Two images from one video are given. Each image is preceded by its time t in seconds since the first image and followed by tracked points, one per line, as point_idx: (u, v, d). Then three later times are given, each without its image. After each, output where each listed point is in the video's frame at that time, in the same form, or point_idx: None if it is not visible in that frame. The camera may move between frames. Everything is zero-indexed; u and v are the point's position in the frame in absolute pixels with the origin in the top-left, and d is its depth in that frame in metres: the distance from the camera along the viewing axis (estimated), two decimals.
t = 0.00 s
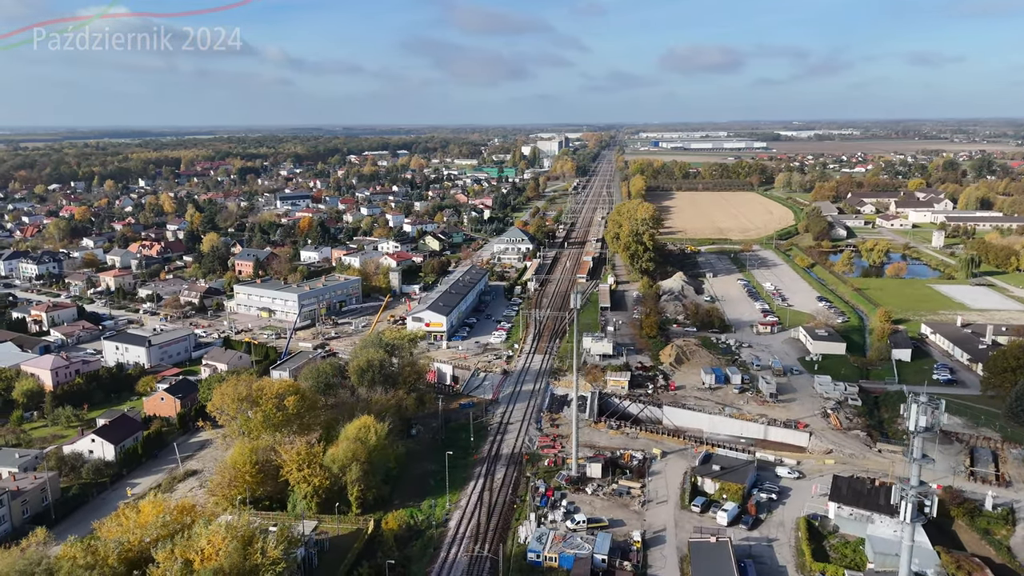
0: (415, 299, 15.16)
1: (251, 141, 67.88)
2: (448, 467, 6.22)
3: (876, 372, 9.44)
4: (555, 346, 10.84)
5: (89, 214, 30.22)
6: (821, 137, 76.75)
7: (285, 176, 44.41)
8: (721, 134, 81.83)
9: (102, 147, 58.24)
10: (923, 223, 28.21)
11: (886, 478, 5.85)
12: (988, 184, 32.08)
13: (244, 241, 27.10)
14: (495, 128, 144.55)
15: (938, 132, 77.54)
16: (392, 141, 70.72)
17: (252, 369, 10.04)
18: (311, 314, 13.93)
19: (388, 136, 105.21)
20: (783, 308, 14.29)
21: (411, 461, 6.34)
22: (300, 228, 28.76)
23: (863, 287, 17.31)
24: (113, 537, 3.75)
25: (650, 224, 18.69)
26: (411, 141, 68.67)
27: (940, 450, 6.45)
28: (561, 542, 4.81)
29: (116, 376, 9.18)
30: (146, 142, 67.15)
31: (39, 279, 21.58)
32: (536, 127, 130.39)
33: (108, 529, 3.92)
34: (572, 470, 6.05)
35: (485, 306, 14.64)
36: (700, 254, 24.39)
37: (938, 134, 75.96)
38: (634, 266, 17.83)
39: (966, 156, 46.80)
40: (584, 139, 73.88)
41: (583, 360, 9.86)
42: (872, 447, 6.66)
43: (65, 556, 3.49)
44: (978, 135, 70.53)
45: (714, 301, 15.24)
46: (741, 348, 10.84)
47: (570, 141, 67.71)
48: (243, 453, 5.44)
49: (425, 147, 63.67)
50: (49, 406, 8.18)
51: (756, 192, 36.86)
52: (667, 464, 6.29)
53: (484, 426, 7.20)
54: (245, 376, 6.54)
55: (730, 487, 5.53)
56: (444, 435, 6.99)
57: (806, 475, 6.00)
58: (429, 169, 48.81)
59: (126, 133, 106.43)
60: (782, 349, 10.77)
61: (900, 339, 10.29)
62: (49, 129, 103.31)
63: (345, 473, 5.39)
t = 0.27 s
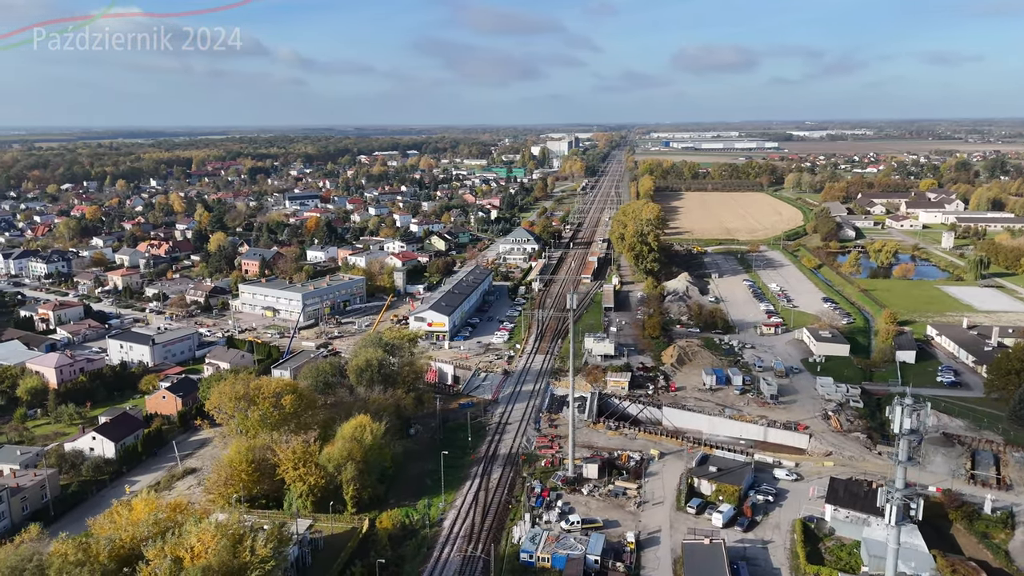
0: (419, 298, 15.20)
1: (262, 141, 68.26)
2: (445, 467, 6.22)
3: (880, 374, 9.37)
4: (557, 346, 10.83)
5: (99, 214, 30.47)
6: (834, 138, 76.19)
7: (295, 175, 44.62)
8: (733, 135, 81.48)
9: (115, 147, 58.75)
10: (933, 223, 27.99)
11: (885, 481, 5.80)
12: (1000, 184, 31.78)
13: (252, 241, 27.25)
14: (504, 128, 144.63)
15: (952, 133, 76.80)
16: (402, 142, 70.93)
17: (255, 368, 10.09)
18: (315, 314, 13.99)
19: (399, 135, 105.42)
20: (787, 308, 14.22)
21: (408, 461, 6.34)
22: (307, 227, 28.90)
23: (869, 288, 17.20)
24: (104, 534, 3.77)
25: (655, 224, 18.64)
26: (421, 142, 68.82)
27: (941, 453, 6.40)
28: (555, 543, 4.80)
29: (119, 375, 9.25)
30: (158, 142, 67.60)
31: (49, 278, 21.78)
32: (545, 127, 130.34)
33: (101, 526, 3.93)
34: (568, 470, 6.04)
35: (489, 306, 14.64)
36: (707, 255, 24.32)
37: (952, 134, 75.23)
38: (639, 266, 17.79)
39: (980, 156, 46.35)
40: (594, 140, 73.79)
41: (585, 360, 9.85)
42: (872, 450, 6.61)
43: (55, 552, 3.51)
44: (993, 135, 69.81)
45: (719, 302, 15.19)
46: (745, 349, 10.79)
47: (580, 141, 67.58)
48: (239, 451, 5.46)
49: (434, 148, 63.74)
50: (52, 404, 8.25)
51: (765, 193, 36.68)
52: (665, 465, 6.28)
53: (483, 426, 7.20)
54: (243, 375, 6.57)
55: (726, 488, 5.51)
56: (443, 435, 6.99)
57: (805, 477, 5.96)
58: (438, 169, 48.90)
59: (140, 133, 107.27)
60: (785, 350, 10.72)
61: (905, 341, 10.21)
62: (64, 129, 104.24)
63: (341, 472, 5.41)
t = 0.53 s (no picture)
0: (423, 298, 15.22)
1: (272, 140, 68.62)
2: (442, 466, 6.22)
3: (883, 375, 9.30)
4: (559, 346, 10.82)
5: (109, 213, 30.72)
6: (847, 137, 75.59)
7: (304, 175, 44.80)
8: (743, 134, 81.08)
9: (127, 147, 59.24)
10: (943, 224, 27.76)
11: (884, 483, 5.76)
12: (1012, 185, 31.47)
13: (259, 240, 27.39)
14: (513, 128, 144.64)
15: (967, 133, 76.01)
16: (412, 142, 71.07)
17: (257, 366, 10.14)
18: (319, 313, 14.04)
19: (409, 135, 105.56)
20: (792, 309, 14.14)
21: (405, 461, 6.35)
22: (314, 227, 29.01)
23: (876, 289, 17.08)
24: (96, 531, 3.80)
25: (660, 224, 18.58)
26: (431, 141, 68.93)
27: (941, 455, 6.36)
28: (548, 543, 4.80)
29: (122, 373, 9.32)
30: (170, 142, 68.02)
31: (57, 277, 21.97)
32: (554, 127, 130.20)
33: (96, 522, 3.97)
34: (564, 471, 6.04)
35: (492, 306, 14.64)
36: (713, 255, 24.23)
37: (967, 134, 74.49)
38: (644, 266, 17.74)
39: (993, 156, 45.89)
40: (604, 139, 73.62)
41: (586, 361, 9.84)
42: (872, 451, 6.57)
43: (46, 549, 3.53)
44: (1008, 135, 69.12)
45: (723, 302, 15.13)
46: (747, 350, 10.74)
47: (590, 140, 67.41)
48: (236, 449, 5.48)
49: (443, 147, 63.77)
50: (56, 401, 8.33)
51: (774, 193, 36.49)
52: (662, 466, 6.26)
53: (481, 426, 7.20)
54: (241, 374, 6.59)
55: (722, 490, 5.48)
56: (441, 435, 7.00)
57: (802, 479, 5.93)
58: (447, 169, 48.93)
59: (152, 133, 108.06)
60: (788, 351, 10.66)
61: (909, 342, 10.13)
62: (78, 130, 105.13)
63: (336, 471, 5.43)
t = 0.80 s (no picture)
0: (427, 297, 15.26)
1: (283, 140, 68.95)
2: (439, 465, 6.23)
3: (887, 376, 9.21)
4: (561, 347, 10.81)
5: (119, 213, 30.97)
6: (861, 137, 74.97)
7: (314, 175, 44.99)
8: (755, 134, 80.66)
9: (140, 147, 59.71)
10: (954, 224, 27.53)
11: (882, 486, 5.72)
12: None
13: (266, 240, 27.54)
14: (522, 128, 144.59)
15: (983, 133, 75.20)
16: (421, 142, 71.22)
17: (259, 365, 10.18)
18: (323, 312, 14.09)
19: (419, 135, 105.73)
20: (797, 310, 14.05)
21: (402, 459, 6.37)
22: (321, 227, 29.12)
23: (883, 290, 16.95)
24: (89, 527, 3.82)
25: (666, 224, 18.52)
26: (441, 142, 69.03)
27: (942, 457, 6.29)
28: (541, 543, 4.79)
29: (126, 371, 9.39)
30: (183, 141, 68.49)
31: (66, 276, 22.18)
32: (563, 126, 130.02)
33: (88, 519, 3.98)
34: (561, 471, 6.02)
35: (496, 306, 14.64)
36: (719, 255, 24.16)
37: (982, 134, 73.74)
38: (649, 267, 17.70)
39: (1008, 156, 45.42)
40: (614, 139, 73.48)
41: (587, 360, 9.84)
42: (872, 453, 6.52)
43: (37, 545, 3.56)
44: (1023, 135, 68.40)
45: (727, 303, 15.07)
46: (750, 350, 10.69)
47: (600, 140, 67.26)
48: (233, 448, 5.50)
49: (453, 147, 63.81)
50: (59, 398, 8.41)
51: (783, 193, 36.30)
52: (659, 466, 6.23)
53: (479, 426, 7.20)
54: (240, 372, 6.61)
55: (718, 491, 5.45)
56: (440, 434, 7.01)
57: (800, 480, 5.89)
58: (456, 169, 49.00)
59: (165, 134, 108.85)
60: (791, 351, 10.61)
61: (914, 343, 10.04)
62: (92, 130, 106.04)
63: (332, 469, 5.45)
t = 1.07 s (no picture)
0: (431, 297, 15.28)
1: (293, 140, 69.27)
2: (436, 465, 6.24)
3: (890, 378, 9.13)
4: (563, 347, 10.80)
5: (128, 212, 31.21)
6: (874, 137, 74.37)
7: (322, 175, 45.18)
8: (766, 134, 80.20)
9: (151, 147, 60.16)
10: (965, 225, 27.29)
11: (881, 488, 5.68)
12: None
13: (273, 239, 27.68)
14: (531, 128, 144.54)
15: (998, 133, 74.46)
16: (431, 142, 71.36)
17: (262, 364, 10.23)
18: (326, 312, 14.14)
19: (431, 135, 105.86)
20: (801, 311, 13.97)
21: (399, 459, 6.38)
22: (328, 226, 29.23)
23: (891, 291, 16.82)
24: (82, 524, 3.86)
25: (671, 224, 18.46)
26: (450, 141, 69.10)
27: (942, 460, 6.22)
28: (534, 543, 4.79)
29: (130, 369, 9.46)
30: (194, 141, 68.94)
31: (75, 274, 22.37)
32: (572, 126, 129.85)
33: (82, 516, 4.01)
34: (557, 471, 6.02)
35: (499, 306, 14.64)
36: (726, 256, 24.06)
37: (997, 134, 73.04)
38: (653, 267, 17.64)
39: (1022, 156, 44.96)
40: (625, 139, 73.32)
41: (588, 360, 9.82)
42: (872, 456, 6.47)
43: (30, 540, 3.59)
44: None
45: (732, 303, 15.01)
46: (753, 351, 10.65)
47: (610, 139, 67.10)
48: (230, 446, 5.53)
49: (462, 147, 63.87)
50: (63, 396, 8.49)
51: (792, 193, 36.11)
52: (656, 467, 6.21)
53: (478, 425, 7.20)
54: (239, 371, 6.64)
55: (715, 492, 5.43)
56: (438, 434, 7.02)
57: (798, 482, 5.86)
58: (465, 169, 49.03)
59: (178, 134, 109.64)
60: (794, 352, 10.55)
61: (918, 345, 9.96)
62: (105, 130, 106.90)
63: (327, 468, 5.47)
